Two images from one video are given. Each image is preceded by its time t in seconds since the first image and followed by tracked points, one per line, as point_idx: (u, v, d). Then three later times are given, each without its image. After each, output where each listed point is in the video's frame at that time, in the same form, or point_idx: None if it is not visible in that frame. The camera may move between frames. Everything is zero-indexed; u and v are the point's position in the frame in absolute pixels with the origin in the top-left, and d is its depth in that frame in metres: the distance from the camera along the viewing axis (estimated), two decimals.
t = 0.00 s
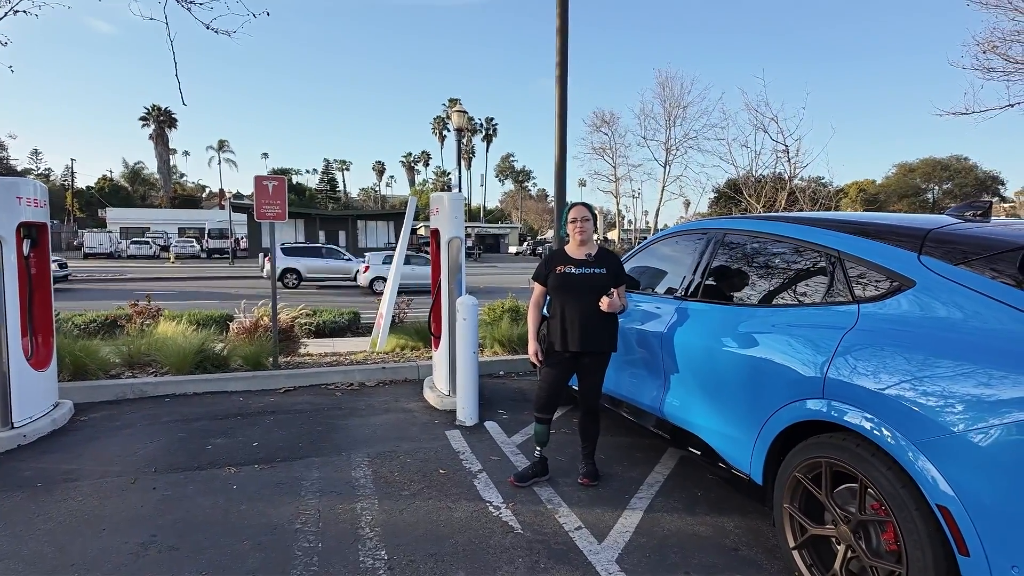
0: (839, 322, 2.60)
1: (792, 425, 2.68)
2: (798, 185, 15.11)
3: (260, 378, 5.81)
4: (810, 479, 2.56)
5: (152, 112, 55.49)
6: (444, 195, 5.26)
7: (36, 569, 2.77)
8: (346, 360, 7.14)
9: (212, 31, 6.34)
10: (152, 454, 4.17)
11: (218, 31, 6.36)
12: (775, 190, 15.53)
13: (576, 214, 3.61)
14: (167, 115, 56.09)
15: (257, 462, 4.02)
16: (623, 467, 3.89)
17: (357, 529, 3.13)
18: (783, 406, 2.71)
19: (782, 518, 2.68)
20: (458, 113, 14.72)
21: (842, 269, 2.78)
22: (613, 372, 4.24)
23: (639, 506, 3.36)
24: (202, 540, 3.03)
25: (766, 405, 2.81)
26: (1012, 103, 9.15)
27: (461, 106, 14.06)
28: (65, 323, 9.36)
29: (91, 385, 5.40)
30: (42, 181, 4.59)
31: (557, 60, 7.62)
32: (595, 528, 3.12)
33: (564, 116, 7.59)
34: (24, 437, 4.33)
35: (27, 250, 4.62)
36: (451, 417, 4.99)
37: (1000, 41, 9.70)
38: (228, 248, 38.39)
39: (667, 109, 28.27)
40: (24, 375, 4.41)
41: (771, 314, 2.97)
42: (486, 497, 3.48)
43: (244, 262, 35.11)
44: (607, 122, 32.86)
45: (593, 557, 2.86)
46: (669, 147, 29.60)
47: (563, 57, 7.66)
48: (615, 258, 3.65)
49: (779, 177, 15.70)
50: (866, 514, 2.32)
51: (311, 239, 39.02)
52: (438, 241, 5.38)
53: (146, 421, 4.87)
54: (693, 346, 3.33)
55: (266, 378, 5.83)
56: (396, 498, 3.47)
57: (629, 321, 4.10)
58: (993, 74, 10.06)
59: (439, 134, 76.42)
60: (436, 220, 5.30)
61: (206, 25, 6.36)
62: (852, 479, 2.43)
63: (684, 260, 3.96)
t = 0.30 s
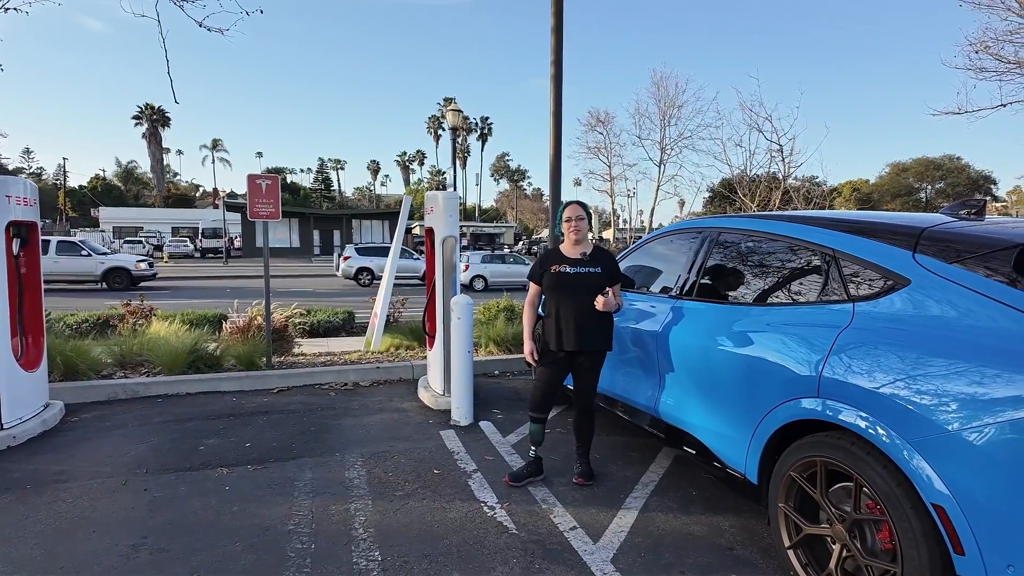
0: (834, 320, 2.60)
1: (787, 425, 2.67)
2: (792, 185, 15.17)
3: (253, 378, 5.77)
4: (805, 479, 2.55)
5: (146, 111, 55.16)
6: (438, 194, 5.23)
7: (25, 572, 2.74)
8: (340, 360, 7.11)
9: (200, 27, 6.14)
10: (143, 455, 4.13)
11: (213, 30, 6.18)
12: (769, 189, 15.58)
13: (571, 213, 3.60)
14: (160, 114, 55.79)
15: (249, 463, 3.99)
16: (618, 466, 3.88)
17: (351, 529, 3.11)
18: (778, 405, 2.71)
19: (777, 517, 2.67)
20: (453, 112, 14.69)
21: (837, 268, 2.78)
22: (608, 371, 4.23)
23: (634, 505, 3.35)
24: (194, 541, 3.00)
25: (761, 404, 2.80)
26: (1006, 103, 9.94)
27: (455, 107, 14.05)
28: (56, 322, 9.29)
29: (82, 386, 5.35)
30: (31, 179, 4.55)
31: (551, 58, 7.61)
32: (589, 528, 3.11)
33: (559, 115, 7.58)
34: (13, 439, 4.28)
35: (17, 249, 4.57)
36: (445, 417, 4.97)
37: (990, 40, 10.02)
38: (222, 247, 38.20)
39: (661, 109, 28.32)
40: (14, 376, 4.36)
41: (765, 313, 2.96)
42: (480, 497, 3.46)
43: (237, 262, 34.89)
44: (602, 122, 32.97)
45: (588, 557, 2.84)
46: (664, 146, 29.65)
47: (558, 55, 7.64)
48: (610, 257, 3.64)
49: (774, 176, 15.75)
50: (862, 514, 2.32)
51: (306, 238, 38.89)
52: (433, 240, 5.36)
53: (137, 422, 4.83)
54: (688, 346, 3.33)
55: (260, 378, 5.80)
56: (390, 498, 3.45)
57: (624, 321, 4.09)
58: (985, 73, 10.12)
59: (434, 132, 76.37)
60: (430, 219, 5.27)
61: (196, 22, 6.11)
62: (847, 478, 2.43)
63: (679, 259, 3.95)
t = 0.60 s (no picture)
0: (830, 320, 2.56)
1: (782, 425, 2.64)
2: (786, 184, 15.18)
3: (244, 378, 5.70)
4: (801, 480, 2.52)
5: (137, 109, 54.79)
6: (431, 193, 5.17)
7: None
8: (332, 360, 7.04)
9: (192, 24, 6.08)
10: (131, 457, 4.07)
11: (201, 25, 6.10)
12: (763, 188, 15.59)
13: (565, 211, 3.56)
14: (153, 114, 55.60)
15: (238, 465, 3.93)
16: (612, 467, 3.85)
17: (340, 533, 3.06)
18: (773, 405, 2.67)
19: (773, 519, 2.64)
20: (448, 110, 14.58)
21: (833, 267, 2.74)
22: (602, 371, 4.20)
23: (628, 507, 3.31)
24: (180, 546, 2.94)
25: (756, 405, 2.77)
26: (995, 103, 10.05)
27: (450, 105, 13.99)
28: (45, 323, 9.17)
29: (69, 387, 5.27)
30: (16, 177, 4.47)
31: (545, 56, 7.57)
32: (583, 530, 3.07)
33: (553, 113, 7.53)
34: None
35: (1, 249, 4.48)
36: (438, 417, 4.92)
37: (984, 42, 10.19)
38: (215, 247, 37.98)
39: (656, 107, 28.33)
40: None
41: (760, 313, 2.93)
42: (473, 499, 3.41)
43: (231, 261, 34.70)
44: (597, 121, 32.98)
45: (581, 560, 2.80)
46: (658, 145, 29.66)
47: (552, 54, 7.60)
48: (603, 256, 3.60)
49: (768, 175, 15.78)
50: (858, 516, 2.28)
51: (299, 237, 38.73)
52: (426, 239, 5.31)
53: (125, 423, 4.75)
54: (683, 346, 3.29)
55: (250, 379, 5.72)
56: (381, 501, 3.40)
57: (618, 320, 4.05)
58: (978, 72, 10.15)
59: (429, 131, 76.27)
60: (423, 218, 5.22)
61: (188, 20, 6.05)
62: (843, 479, 2.39)
63: (673, 258, 3.91)
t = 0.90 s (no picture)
0: (825, 322, 2.49)
1: (776, 430, 2.57)
2: (782, 183, 15.14)
3: (232, 380, 5.61)
4: (796, 487, 2.45)
5: (131, 107, 54.51)
6: (421, 192, 5.09)
7: None
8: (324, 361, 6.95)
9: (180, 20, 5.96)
10: (113, 462, 3.98)
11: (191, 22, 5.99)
12: (759, 188, 15.55)
13: (556, 211, 3.48)
14: (147, 112, 55.39)
15: (223, 470, 3.84)
16: (605, 471, 3.78)
17: (325, 541, 2.98)
18: (767, 409, 2.61)
19: (767, 527, 2.57)
20: (443, 109, 14.50)
21: (829, 267, 2.67)
22: (595, 373, 4.13)
23: (620, 512, 3.24)
24: (159, 555, 2.86)
25: (750, 409, 2.70)
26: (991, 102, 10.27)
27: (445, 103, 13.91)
28: (34, 323, 9.07)
29: (53, 390, 5.17)
30: None
31: (539, 54, 7.49)
32: (573, 537, 3.00)
33: (547, 112, 7.45)
34: None
35: None
36: (428, 420, 4.85)
37: (982, 41, 10.28)
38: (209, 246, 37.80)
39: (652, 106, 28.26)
40: None
41: (755, 314, 2.86)
42: (461, 505, 3.34)
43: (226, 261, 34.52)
44: (593, 120, 32.93)
45: (570, 568, 2.73)
46: (654, 144, 29.61)
47: (546, 51, 7.52)
48: (595, 256, 3.53)
49: (763, 174, 15.73)
50: (854, 525, 2.21)
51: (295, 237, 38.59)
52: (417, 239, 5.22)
53: (109, 426, 4.66)
54: (675, 347, 3.22)
55: (239, 381, 5.64)
56: (367, 507, 3.32)
57: (611, 321, 3.98)
58: (974, 71, 10.10)
59: (425, 130, 76.11)
60: (414, 217, 5.14)
61: (175, 16, 5.88)
62: (839, 486, 2.32)
63: (667, 258, 3.84)
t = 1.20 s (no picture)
0: (828, 325, 2.40)
1: (778, 438, 2.48)
2: (780, 182, 15.07)
3: (223, 383, 5.50)
4: (800, 498, 2.35)
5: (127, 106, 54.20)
6: (415, 190, 4.97)
7: None
8: (317, 363, 6.84)
9: (168, 15, 5.41)
10: (96, 468, 3.87)
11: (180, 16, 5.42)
12: (757, 187, 15.50)
13: (551, 210, 3.39)
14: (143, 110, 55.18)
15: (210, 476, 3.74)
16: (602, 477, 3.68)
17: (312, 552, 2.88)
18: (769, 415, 2.51)
19: (770, 538, 2.47)
20: (439, 108, 14.43)
21: (832, 268, 2.57)
22: (592, 376, 4.03)
23: (617, 521, 3.15)
24: (138, 568, 2.75)
25: (750, 415, 2.61)
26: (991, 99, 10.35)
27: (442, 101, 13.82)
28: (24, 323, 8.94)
29: (38, 393, 5.05)
30: None
31: (536, 52, 7.39)
32: (569, 548, 2.90)
33: (543, 110, 7.36)
34: None
35: None
36: (422, 424, 4.75)
37: (980, 39, 10.25)
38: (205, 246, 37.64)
39: (650, 105, 28.21)
40: None
41: (755, 317, 2.77)
42: (454, 513, 3.24)
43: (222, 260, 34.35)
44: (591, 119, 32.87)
45: None
46: (651, 143, 29.56)
47: (543, 49, 7.43)
48: (591, 257, 3.43)
49: (761, 173, 15.68)
50: (862, 538, 2.12)
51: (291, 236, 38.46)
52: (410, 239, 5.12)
53: (95, 431, 4.55)
54: (673, 351, 3.13)
55: (229, 384, 5.53)
56: (357, 516, 3.22)
57: (608, 323, 3.89)
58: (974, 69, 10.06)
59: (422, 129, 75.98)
60: (407, 217, 5.03)
61: (165, 13, 5.39)
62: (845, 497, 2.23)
63: (665, 259, 3.75)
